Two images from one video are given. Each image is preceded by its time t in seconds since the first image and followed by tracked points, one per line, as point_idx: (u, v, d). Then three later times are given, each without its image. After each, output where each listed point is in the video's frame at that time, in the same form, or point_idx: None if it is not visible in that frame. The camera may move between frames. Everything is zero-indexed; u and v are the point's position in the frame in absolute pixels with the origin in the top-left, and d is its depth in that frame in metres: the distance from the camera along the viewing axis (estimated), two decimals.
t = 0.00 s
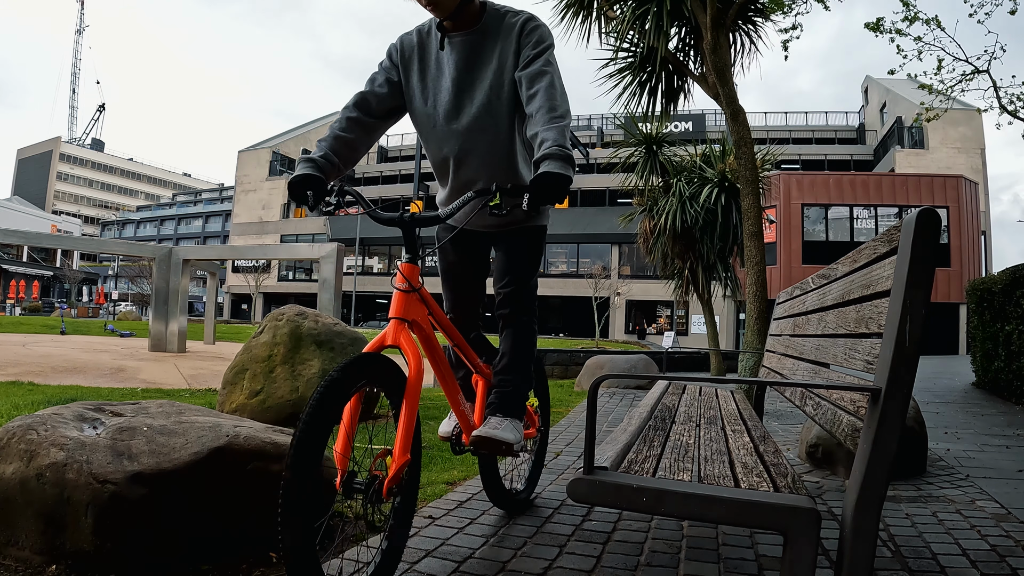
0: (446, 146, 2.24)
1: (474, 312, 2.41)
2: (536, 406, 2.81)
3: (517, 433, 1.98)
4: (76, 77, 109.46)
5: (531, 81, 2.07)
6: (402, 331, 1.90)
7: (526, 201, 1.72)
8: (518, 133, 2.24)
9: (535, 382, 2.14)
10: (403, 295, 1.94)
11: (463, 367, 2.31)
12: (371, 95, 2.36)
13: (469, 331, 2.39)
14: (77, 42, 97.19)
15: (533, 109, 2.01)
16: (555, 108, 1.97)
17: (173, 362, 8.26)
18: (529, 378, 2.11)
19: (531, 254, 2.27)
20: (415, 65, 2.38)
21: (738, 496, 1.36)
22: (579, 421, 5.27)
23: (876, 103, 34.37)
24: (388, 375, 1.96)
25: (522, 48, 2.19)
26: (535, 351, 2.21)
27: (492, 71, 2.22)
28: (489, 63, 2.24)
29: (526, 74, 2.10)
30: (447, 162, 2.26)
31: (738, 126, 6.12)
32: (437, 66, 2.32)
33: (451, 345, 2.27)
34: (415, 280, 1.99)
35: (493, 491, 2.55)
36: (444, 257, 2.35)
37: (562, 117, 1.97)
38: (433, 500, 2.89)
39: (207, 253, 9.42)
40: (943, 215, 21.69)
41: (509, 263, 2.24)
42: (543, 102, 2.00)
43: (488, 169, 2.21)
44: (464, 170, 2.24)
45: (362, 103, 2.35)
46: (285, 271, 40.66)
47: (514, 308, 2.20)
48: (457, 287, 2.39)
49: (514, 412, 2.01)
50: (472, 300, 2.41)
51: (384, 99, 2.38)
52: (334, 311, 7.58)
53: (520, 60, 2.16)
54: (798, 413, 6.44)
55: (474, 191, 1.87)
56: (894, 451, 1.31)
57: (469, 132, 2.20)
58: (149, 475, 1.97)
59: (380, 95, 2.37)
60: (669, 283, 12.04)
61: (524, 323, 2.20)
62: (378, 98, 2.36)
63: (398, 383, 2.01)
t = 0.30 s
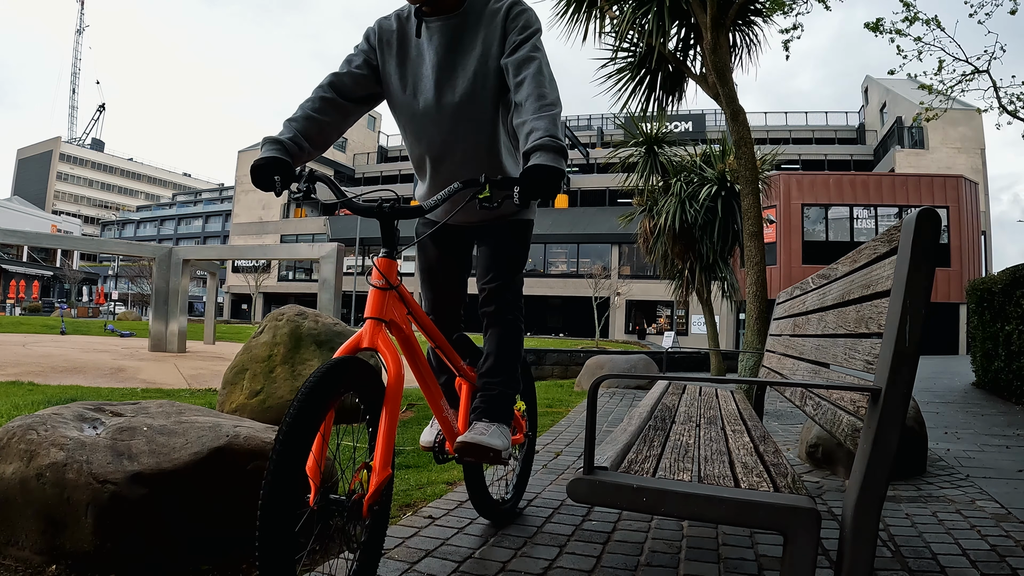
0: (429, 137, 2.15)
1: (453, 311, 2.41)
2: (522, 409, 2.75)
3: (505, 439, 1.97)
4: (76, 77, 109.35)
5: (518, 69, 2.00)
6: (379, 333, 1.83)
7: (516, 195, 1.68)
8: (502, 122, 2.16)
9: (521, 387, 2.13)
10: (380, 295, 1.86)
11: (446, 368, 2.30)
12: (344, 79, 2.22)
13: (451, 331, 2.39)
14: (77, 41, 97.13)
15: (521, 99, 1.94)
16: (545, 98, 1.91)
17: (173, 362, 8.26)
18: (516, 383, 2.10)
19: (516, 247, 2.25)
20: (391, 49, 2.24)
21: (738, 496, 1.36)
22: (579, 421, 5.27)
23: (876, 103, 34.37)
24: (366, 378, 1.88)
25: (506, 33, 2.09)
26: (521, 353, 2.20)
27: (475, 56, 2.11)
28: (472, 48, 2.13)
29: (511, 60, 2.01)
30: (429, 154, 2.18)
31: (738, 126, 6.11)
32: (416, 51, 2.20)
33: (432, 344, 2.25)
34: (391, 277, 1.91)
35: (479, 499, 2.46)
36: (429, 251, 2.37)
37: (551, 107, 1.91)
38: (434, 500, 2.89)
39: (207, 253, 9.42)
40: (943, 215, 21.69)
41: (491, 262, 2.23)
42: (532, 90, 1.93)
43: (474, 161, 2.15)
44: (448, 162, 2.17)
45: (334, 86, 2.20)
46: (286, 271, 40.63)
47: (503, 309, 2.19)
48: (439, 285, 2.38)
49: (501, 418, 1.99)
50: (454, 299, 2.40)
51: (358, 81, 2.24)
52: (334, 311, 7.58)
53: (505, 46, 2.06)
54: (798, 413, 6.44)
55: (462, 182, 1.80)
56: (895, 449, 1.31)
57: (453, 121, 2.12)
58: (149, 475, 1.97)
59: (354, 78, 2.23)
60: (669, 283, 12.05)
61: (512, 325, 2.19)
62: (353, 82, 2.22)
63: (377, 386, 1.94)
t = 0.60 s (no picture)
0: (419, 133, 2.14)
1: (449, 309, 2.42)
2: (520, 411, 2.75)
3: (503, 439, 1.97)
4: (76, 76, 109.28)
5: (509, 67, 1.99)
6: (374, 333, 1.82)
7: (511, 200, 1.69)
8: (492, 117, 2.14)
9: (517, 386, 2.14)
10: (374, 294, 1.85)
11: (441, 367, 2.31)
12: (334, 74, 2.20)
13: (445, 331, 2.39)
14: (77, 41, 97.10)
15: (514, 97, 1.94)
16: (539, 99, 1.91)
17: (172, 362, 8.25)
18: (512, 382, 2.11)
19: (508, 242, 2.23)
20: (379, 42, 2.23)
21: (738, 496, 1.36)
22: (579, 421, 5.27)
23: (877, 103, 34.35)
24: (365, 377, 1.87)
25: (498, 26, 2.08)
26: (516, 352, 2.20)
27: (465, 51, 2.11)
28: (462, 42, 2.12)
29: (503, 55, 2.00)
30: (419, 150, 2.17)
31: (738, 125, 6.11)
32: (405, 44, 2.19)
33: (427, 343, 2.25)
34: (386, 276, 1.91)
35: (479, 499, 2.46)
36: (421, 251, 2.36)
37: (546, 109, 1.92)
38: (434, 500, 2.89)
39: (207, 253, 9.42)
40: (943, 215, 21.68)
41: (485, 258, 2.23)
42: (526, 91, 1.93)
43: (465, 158, 2.15)
44: (440, 159, 2.17)
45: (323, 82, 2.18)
46: (285, 271, 40.60)
47: (498, 308, 2.19)
48: (432, 284, 2.37)
49: (497, 417, 2.01)
50: (447, 299, 2.39)
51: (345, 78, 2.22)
52: (334, 311, 7.58)
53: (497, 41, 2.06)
54: (798, 413, 6.43)
55: (458, 184, 1.80)
56: (895, 447, 1.31)
57: (443, 118, 2.10)
58: (149, 475, 1.97)
59: (341, 74, 2.21)
60: (669, 284, 12.05)
61: (507, 323, 2.19)
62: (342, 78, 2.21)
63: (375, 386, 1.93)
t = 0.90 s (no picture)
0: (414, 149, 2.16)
1: (445, 310, 2.40)
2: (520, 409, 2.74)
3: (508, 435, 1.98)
4: (76, 76, 109.30)
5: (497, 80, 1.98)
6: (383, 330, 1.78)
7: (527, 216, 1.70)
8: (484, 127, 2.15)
9: (518, 381, 2.12)
10: (383, 294, 1.82)
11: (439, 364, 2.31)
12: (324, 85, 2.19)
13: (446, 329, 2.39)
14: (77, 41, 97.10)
15: (507, 116, 1.91)
16: (530, 116, 1.89)
17: (173, 362, 8.24)
18: (514, 378, 2.10)
19: (506, 243, 2.22)
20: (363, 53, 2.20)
21: (738, 497, 1.36)
22: (579, 421, 5.27)
23: (877, 103, 34.35)
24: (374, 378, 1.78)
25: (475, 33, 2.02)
26: (516, 348, 2.19)
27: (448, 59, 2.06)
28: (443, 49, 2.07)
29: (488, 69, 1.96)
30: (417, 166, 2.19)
31: (738, 126, 6.11)
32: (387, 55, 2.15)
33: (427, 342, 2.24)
34: (394, 277, 1.87)
35: (479, 498, 2.45)
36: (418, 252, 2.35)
37: (542, 125, 1.89)
38: (434, 500, 2.89)
39: (207, 253, 9.42)
40: (943, 215, 21.67)
41: (483, 256, 2.22)
42: (519, 109, 1.91)
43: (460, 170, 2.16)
44: (440, 175, 2.20)
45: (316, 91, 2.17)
46: (285, 271, 40.60)
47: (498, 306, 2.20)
48: (429, 283, 2.36)
49: (502, 413, 2.00)
50: (443, 299, 2.38)
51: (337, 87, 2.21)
52: (334, 311, 7.59)
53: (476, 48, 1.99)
54: (798, 413, 6.44)
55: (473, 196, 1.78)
56: (895, 447, 1.31)
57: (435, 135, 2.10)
58: (149, 476, 1.97)
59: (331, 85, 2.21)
60: (670, 284, 12.04)
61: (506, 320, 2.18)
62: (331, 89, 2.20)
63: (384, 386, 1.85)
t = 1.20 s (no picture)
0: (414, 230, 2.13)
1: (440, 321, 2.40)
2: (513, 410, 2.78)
3: (503, 419, 2.03)
4: (76, 76, 109.27)
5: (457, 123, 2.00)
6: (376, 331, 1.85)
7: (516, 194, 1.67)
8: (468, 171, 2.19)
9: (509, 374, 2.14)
10: (375, 294, 1.83)
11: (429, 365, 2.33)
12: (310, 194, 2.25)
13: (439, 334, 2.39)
14: (77, 40, 97.08)
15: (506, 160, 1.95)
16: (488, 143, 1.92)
17: (172, 363, 8.24)
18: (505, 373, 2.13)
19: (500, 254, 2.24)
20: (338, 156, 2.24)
21: (738, 497, 1.36)
22: (579, 421, 5.27)
23: (876, 103, 34.35)
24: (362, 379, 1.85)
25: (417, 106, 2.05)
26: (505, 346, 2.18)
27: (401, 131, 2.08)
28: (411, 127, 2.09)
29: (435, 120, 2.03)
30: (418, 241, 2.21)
31: (738, 125, 6.11)
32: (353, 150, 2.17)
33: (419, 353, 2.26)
34: (386, 277, 1.88)
35: (477, 499, 2.45)
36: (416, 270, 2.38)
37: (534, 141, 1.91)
38: (434, 500, 2.89)
39: (207, 253, 9.41)
40: (943, 215, 21.67)
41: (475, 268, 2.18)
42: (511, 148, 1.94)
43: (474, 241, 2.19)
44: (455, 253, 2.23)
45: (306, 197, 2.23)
46: (286, 271, 40.59)
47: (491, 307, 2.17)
48: (428, 294, 2.39)
49: (497, 403, 2.05)
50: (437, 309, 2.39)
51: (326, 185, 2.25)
52: (334, 312, 7.61)
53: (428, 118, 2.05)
54: (798, 413, 6.44)
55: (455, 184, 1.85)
56: (894, 449, 1.31)
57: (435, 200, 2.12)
58: (149, 476, 1.97)
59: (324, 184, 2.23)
60: (670, 284, 12.05)
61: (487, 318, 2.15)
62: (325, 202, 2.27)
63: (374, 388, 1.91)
